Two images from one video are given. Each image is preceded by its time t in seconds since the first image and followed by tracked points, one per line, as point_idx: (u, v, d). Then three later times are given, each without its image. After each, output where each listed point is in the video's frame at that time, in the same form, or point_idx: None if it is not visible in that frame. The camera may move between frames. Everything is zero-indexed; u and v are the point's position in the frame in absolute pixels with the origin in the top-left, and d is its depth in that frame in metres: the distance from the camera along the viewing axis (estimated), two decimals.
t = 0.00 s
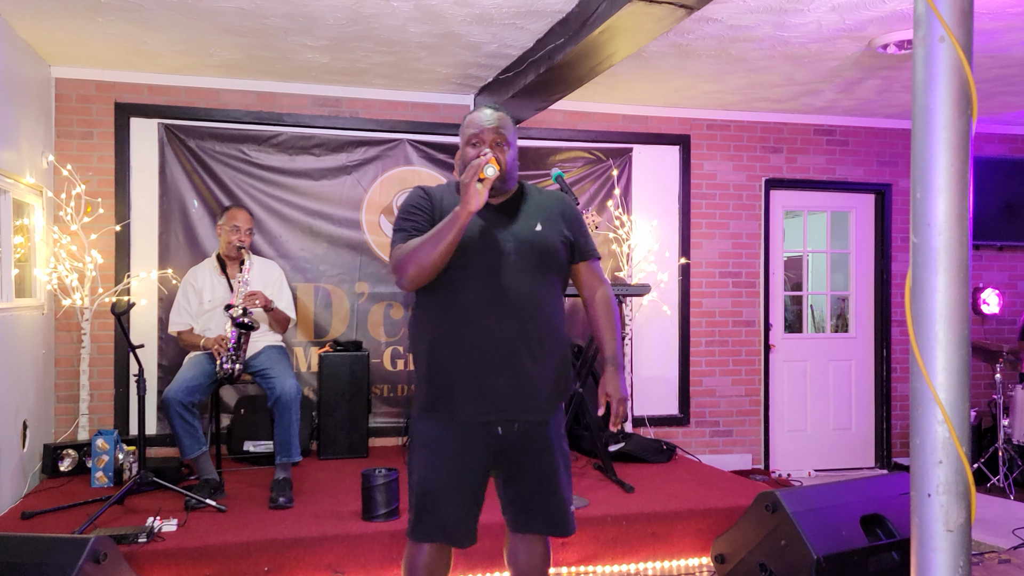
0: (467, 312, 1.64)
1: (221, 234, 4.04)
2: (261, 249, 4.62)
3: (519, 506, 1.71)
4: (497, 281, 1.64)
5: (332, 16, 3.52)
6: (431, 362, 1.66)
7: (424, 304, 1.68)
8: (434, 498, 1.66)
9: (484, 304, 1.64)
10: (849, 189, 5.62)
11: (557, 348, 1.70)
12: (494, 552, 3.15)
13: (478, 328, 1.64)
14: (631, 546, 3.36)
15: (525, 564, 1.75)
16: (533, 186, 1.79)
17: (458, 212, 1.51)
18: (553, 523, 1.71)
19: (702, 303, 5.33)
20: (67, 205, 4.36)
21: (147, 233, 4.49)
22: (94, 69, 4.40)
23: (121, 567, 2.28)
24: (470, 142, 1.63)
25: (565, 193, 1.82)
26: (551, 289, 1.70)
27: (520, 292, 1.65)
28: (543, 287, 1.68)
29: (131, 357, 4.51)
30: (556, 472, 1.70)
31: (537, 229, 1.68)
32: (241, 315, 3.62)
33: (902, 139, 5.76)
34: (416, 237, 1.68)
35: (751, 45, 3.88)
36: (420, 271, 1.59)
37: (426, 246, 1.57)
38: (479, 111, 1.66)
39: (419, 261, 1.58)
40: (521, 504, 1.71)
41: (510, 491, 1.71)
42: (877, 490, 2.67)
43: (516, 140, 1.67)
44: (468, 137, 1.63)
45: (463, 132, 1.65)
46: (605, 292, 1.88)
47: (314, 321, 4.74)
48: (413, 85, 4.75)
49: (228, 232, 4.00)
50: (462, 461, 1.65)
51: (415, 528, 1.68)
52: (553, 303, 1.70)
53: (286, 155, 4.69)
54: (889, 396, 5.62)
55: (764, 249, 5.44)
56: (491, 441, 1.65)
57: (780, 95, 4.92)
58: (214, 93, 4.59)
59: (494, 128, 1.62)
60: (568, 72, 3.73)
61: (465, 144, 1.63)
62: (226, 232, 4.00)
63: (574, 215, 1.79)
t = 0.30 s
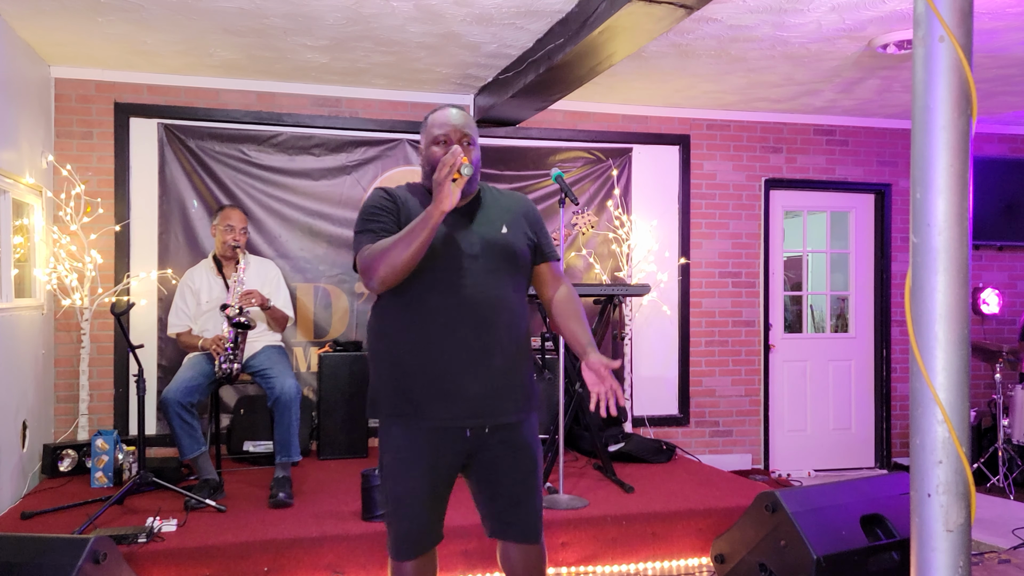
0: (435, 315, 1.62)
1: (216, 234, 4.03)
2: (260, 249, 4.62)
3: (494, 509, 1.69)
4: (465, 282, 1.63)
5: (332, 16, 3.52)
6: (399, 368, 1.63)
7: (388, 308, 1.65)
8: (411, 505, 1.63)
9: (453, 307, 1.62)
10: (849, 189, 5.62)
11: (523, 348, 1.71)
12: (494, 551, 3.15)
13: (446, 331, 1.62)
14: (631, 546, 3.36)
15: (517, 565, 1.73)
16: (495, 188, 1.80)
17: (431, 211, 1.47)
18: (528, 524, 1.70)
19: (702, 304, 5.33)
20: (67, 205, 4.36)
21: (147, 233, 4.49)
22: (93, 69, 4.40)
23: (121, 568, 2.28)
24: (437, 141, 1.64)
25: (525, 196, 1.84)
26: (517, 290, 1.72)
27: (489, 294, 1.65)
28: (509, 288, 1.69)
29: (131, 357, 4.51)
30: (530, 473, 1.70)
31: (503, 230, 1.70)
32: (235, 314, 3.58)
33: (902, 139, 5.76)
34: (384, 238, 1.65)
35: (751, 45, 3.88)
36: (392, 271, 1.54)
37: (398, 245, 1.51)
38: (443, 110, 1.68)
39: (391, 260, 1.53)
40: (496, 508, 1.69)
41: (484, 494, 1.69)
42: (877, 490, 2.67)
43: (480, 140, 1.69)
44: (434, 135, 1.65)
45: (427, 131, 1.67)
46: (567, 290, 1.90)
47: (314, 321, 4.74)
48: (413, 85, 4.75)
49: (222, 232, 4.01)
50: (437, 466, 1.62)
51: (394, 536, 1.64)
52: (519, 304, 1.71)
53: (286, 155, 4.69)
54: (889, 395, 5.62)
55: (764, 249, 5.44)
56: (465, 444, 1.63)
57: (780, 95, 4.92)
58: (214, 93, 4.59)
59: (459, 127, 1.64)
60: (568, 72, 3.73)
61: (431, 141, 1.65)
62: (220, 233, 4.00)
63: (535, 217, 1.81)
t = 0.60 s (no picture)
0: (423, 313, 1.62)
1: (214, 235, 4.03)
2: (260, 249, 4.62)
3: (483, 506, 1.70)
4: (450, 280, 1.64)
5: (332, 16, 3.52)
6: (388, 367, 1.63)
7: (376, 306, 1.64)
8: (402, 505, 1.63)
9: (441, 305, 1.63)
10: (849, 189, 5.62)
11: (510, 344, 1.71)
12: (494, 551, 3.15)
13: (435, 329, 1.62)
14: (631, 546, 3.36)
15: (497, 564, 1.73)
16: (481, 185, 1.81)
17: (419, 210, 1.48)
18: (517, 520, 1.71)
19: (702, 303, 5.33)
20: (67, 205, 4.36)
21: (147, 233, 4.49)
22: (93, 69, 4.40)
23: (121, 567, 2.28)
24: (418, 138, 1.63)
25: (509, 191, 1.85)
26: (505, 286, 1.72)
27: (477, 291, 1.65)
28: (495, 286, 1.69)
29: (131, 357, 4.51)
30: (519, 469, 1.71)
31: (489, 227, 1.71)
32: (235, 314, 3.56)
33: (902, 139, 5.76)
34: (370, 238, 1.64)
35: (750, 45, 3.88)
36: (381, 271, 1.54)
37: (386, 246, 1.52)
38: (426, 106, 1.66)
39: (379, 261, 1.53)
40: (484, 505, 1.70)
41: (474, 491, 1.70)
42: (877, 490, 2.67)
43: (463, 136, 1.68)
44: (416, 131, 1.64)
45: (409, 127, 1.66)
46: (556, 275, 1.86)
47: (314, 321, 4.74)
48: (412, 85, 4.75)
49: (220, 234, 4.00)
50: (427, 464, 1.63)
51: (387, 537, 1.65)
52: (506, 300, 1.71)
53: (286, 155, 4.69)
54: (889, 395, 5.62)
55: (764, 249, 5.44)
56: (454, 442, 1.64)
57: (780, 95, 4.92)
58: (214, 93, 4.59)
59: (443, 123, 1.63)
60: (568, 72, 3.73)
61: (413, 137, 1.64)
62: (218, 233, 3.99)
63: (519, 211, 1.82)
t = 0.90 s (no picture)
0: (420, 317, 1.62)
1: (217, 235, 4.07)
2: (260, 248, 4.61)
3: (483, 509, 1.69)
4: (447, 283, 1.64)
5: (332, 16, 3.51)
6: (385, 371, 1.62)
7: (371, 311, 1.64)
8: (403, 509, 1.62)
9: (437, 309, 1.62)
10: (849, 189, 5.63)
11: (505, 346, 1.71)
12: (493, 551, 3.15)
13: (431, 333, 1.62)
14: (631, 546, 3.36)
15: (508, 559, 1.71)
16: (473, 186, 1.82)
17: (420, 211, 1.47)
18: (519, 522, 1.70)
19: (702, 303, 5.33)
20: (67, 205, 4.36)
21: (147, 234, 4.49)
22: (93, 69, 4.40)
23: (121, 567, 2.28)
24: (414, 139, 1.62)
25: (502, 193, 1.86)
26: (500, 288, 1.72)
27: (473, 294, 1.65)
28: (491, 287, 1.69)
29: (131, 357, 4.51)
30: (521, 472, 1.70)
31: (485, 230, 1.71)
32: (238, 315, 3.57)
33: (902, 139, 5.76)
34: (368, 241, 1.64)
35: (750, 45, 3.88)
36: (380, 273, 1.52)
37: (387, 247, 1.50)
38: (422, 107, 1.65)
39: (380, 262, 1.51)
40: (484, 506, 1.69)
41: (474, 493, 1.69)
42: (877, 490, 2.67)
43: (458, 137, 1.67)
44: (411, 133, 1.62)
45: (405, 129, 1.64)
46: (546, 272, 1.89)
47: (314, 321, 4.74)
48: (412, 85, 4.75)
49: (223, 234, 4.02)
50: (425, 467, 1.62)
51: (389, 541, 1.63)
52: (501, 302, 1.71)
53: (286, 155, 4.69)
54: (889, 395, 5.62)
55: (764, 249, 5.44)
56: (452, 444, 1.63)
57: (780, 95, 4.92)
58: (214, 93, 4.59)
59: (439, 125, 1.62)
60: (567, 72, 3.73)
61: (409, 140, 1.63)
62: (220, 234, 4.02)
63: (513, 214, 1.83)
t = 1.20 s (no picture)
0: (433, 317, 1.62)
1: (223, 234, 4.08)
2: (260, 248, 4.61)
3: (488, 508, 1.71)
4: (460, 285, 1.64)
5: (332, 16, 3.51)
6: (396, 370, 1.62)
7: (383, 309, 1.64)
8: (411, 507, 1.64)
9: (450, 308, 1.62)
10: (849, 190, 5.63)
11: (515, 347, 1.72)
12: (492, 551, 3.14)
13: (443, 334, 1.62)
14: (631, 546, 3.36)
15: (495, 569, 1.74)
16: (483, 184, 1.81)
17: (435, 209, 1.47)
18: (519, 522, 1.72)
19: (702, 304, 5.33)
20: (67, 205, 4.36)
21: (147, 234, 4.49)
22: (93, 69, 4.40)
23: (121, 568, 2.28)
24: (425, 137, 1.65)
25: (506, 191, 1.84)
26: (511, 289, 1.73)
27: (485, 295, 1.66)
28: (502, 290, 1.70)
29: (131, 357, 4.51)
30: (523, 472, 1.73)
31: (497, 229, 1.71)
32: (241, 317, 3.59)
33: (902, 139, 5.76)
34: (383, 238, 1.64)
35: (750, 45, 3.88)
36: (397, 271, 1.52)
37: (403, 246, 1.50)
38: (431, 105, 1.67)
39: (396, 261, 1.51)
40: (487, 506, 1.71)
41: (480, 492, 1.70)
42: (877, 490, 2.67)
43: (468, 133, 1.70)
44: (423, 131, 1.65)
45: (415, 127, 1.67)
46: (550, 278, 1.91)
47: (314, 321, 4.74)
48: (412, 85, 4.75)
49: (229, 234, 4.03)
50: (435, 466, 1.63)
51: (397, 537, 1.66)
52: (512, 303, 1.72)
53: (286, 155, 4.69)
54: (889, 395, 5.62)
55: (764, 249, 5.44)
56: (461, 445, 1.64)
57: (780, 95, 4.92)
58: (214, 93, 4.59)
59: (449, 121, 1.65)
60: (567, 72, 3.73)
61: (420, 137, 1.65)
62: (226, 233, 4.02)
63: (522, 213, 1.83)
